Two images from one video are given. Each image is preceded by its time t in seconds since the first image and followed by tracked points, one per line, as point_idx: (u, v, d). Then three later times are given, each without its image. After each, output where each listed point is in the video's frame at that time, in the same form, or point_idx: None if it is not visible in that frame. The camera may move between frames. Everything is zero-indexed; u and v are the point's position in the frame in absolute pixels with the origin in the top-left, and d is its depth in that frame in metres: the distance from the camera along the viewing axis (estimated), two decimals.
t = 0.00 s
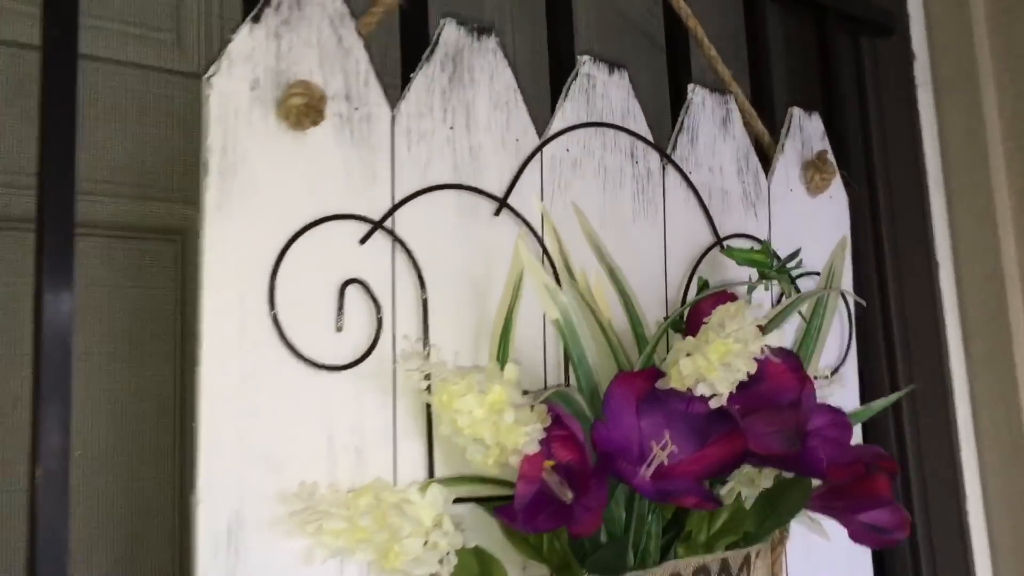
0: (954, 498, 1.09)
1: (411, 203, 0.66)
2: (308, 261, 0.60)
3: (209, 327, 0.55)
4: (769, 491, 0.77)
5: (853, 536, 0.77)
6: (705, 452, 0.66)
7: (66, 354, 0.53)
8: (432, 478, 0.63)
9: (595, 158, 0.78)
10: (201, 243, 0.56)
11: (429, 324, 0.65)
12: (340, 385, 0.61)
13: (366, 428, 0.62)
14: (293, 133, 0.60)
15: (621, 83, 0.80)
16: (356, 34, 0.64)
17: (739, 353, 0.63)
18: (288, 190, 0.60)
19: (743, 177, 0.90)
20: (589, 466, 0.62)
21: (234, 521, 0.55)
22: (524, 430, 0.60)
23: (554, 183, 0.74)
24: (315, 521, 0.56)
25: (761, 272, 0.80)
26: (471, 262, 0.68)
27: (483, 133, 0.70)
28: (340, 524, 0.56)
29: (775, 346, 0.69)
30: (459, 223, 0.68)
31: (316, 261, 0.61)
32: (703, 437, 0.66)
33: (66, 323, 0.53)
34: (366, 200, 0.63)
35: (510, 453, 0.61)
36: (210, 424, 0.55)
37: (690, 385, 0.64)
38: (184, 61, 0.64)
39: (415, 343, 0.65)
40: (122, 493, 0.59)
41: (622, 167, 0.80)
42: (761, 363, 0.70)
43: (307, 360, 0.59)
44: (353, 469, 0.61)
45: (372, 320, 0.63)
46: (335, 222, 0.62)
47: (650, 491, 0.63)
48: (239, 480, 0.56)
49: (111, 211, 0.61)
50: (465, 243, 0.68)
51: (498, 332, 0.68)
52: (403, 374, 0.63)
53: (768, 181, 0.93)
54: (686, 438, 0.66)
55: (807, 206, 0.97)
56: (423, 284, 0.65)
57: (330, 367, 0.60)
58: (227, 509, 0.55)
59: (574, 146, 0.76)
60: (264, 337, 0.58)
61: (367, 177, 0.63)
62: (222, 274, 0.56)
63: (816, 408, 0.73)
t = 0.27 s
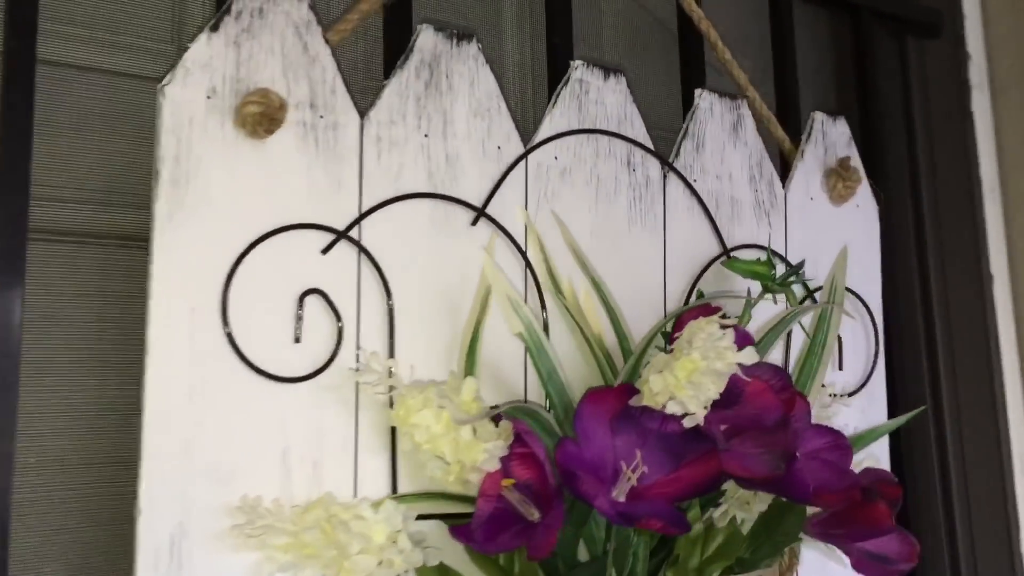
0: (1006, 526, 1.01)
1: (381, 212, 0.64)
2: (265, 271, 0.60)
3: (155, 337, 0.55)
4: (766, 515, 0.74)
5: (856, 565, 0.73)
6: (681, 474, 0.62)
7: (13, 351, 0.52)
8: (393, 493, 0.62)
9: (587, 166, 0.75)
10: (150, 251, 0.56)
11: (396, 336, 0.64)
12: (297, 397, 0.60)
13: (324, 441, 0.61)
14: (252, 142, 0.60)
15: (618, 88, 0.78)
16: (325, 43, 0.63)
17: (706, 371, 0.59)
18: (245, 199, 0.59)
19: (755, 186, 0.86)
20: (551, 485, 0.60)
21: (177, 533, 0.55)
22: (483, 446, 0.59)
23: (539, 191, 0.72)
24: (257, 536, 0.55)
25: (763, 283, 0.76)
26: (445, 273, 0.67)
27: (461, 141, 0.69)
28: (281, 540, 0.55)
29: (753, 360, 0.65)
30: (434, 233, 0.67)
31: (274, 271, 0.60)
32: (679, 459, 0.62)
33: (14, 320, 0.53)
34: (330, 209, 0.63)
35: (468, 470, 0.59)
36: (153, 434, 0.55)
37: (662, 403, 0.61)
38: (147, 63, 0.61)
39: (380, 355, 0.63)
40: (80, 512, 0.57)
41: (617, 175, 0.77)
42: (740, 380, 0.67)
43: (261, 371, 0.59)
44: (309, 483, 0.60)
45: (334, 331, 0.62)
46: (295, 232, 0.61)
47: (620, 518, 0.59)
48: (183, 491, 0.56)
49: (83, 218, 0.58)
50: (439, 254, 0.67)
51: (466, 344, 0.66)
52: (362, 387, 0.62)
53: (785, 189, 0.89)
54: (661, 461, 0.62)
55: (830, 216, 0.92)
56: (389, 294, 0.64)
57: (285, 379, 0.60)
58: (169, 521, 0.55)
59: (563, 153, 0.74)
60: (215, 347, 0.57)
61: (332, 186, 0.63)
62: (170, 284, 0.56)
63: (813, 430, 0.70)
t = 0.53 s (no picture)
0: None
1: (351, 203, 0.64)
2: (228, 261, 0.60)
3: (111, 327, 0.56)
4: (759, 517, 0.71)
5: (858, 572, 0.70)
6: (652, 473, 0.58)
7: None
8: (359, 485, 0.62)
9: (577, 154, 0.73)
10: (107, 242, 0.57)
11: (364, 328, 0.63)
12: (259, 388, 0.60)
13: (288, 433, 0.61)
14: (215, 133, 0.60)
15: (612, 74, 0.76)
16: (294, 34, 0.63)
17: (665, 366, 0.57)
18: (207, 190, 0.59)
19: (766, 174, 0.83)
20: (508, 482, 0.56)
21: (132, 521, 0.56)
22: (442, 440, 0.59)
23: (523, 181, 0.71)
24: (205, 527, 0.55)
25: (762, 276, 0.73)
26: (419, 264, 0.66)
27: (438, 130, 0.68)
28: (230, 531, 0.55)
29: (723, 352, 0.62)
30: (408, 224, 0.66)
31: (237, 262, 0.60)
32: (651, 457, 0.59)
33: None
34: (297, 200, 0.62)
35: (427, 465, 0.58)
36: (109, 423, 0.56)
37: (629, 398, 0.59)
38: (105, 52, 0.59)
39: (348, 346, 0.63)
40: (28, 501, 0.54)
41: (610, 164, 0.75)
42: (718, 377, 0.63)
43: (221, 362, 0.59)
44: (270, 474, 0.60)
45: (298, 323, 0.61)
46: (260, 223, 0.61)
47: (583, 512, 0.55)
48: (139, 480, 0.56)
49: (43, 207, 0.56)
50: (413, 245, 0.66)
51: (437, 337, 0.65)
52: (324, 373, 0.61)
53: (802, 177, 0.86)
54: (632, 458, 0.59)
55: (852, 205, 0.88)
56: (357, 286, 0.63)
57: (247, 370, 0.60)
58: (123, 509, 0.56)
59: (551, 142, 0.72)
60: (173, 338, 0.58)
61: (299, 177, 0.62)
62: (127, 275, 0.57)
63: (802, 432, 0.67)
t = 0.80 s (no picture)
0: None
1: (328, 203, 0.64)
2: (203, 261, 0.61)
3: (86, 327, 0.58)
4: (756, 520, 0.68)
5: None
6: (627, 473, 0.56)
7: None
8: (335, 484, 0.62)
9: (567, 150, 0.73)
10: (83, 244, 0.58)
11: (341, 329, 0.64)
12: (235, 387, 0.61)
13: (264, 432, 0.61)
14: (190, 136, 0.61)
15: (605, 68, 0.75)
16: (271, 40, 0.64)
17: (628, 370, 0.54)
18: (182, 193, 0.61)
19: (774, 166, 0.81)
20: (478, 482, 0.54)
21: (107, 516, 0.57)
22: (412, 439, 0.59)
23: (510, 178, 0.70)
24: (175, 522, 0.56)
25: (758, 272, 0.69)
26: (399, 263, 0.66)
27: (420, 129, 0.68)
28: (199, 528, 0.56)
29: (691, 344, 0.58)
30: (387, 223, 0.66)
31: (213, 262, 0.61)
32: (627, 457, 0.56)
33: None
34: (273, 201, 0.63)
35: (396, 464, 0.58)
36: (85, 420, 0.57)
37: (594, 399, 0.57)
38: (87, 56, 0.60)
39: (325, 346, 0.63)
40: None
41: (603, 159, 0.74)
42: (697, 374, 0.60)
43: (197, 361, 0.60)
44: (246, 473, 0.61)
45: (274, 323, 0.62)
46: (236, 224, 0.62)
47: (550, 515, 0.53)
48: (114, 476, 0.58)
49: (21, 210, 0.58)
50: (393, 244, 0.66)
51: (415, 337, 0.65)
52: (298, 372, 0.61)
53: (814, 169, 0.83)
54: (605, 458, 0.57)
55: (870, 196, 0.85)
56: (335, 286, 0.64)
57: (223, 369, 0.61)
58: (98, 505, 0.57)
59: (539, 138, 0.72)
60: (148, 337, 0.59)
61: (275, 178, 0.63)
62: (102, 276, 0.58)
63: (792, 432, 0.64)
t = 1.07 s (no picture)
0: None
1: (299, 208, 0.65)
2: (173, 266, 0.62)
3: (57, 330, 0.59)
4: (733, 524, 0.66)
5: None
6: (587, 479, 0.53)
7: None
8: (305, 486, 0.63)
9: (545, 153, 0.73)
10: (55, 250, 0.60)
11: (312, 332, 0.64)
12: (204, 390, 0.62)
13: (235, 434, 0.62)
14: (160, 144, 0.62)
15: (584, 71, 0.75)
16: (242, 48, 0.65)
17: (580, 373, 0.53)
18: (152, 198, 0.62)
19: (761, 167, 0.80)
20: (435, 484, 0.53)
21: (76, 515, 0.59)
22: (374, 443, 0.59)
23: (485, 182, 0.70)
24: (140, 522, 0.57)
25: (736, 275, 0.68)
26: (371, 266, 0.66)
27: (393, 133, 0.68)
28: (162, 527, 0.57)
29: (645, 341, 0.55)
30: (359, 227, 0.66)
31: (183, 267, 0.62)
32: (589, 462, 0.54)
33: None
34: (244, 206, 0.64)
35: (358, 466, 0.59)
36: (56, 421, 0.59)
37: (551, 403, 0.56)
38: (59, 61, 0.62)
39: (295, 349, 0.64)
40: None
41: (582, 162, 0.74)
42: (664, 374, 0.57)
43: (166, 364, 0.61)
44: (215, 474, 0.62)
45: (244, 326, 0.63)
46: (206, 229, 0.63)
47: (509, 518, 0.51)
48: (84, 476, 0.59)
49: None
50: (364, 248, 0.66)
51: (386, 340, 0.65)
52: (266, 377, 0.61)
53: (804, 169, 0.82)
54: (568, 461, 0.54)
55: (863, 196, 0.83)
56: (305, 290, 0.65)
57: (192, 371, 0.62)
58: (68, 503, 0.58)
59: (515, 141, 0.72)
60: (118, 341, 0.60)
61: (246, 183, 0.64)
62: (73, 281, 0.60)
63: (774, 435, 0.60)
